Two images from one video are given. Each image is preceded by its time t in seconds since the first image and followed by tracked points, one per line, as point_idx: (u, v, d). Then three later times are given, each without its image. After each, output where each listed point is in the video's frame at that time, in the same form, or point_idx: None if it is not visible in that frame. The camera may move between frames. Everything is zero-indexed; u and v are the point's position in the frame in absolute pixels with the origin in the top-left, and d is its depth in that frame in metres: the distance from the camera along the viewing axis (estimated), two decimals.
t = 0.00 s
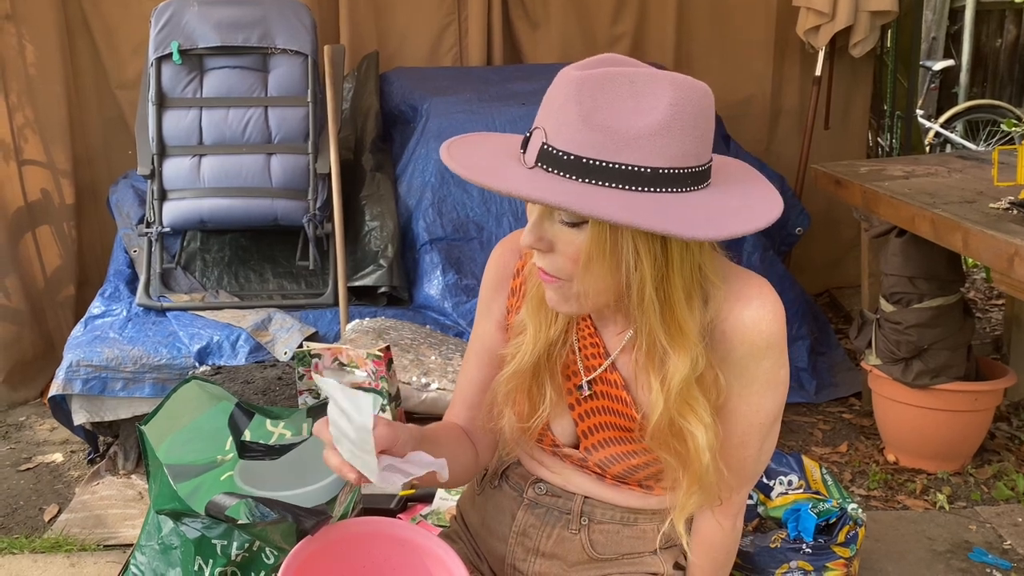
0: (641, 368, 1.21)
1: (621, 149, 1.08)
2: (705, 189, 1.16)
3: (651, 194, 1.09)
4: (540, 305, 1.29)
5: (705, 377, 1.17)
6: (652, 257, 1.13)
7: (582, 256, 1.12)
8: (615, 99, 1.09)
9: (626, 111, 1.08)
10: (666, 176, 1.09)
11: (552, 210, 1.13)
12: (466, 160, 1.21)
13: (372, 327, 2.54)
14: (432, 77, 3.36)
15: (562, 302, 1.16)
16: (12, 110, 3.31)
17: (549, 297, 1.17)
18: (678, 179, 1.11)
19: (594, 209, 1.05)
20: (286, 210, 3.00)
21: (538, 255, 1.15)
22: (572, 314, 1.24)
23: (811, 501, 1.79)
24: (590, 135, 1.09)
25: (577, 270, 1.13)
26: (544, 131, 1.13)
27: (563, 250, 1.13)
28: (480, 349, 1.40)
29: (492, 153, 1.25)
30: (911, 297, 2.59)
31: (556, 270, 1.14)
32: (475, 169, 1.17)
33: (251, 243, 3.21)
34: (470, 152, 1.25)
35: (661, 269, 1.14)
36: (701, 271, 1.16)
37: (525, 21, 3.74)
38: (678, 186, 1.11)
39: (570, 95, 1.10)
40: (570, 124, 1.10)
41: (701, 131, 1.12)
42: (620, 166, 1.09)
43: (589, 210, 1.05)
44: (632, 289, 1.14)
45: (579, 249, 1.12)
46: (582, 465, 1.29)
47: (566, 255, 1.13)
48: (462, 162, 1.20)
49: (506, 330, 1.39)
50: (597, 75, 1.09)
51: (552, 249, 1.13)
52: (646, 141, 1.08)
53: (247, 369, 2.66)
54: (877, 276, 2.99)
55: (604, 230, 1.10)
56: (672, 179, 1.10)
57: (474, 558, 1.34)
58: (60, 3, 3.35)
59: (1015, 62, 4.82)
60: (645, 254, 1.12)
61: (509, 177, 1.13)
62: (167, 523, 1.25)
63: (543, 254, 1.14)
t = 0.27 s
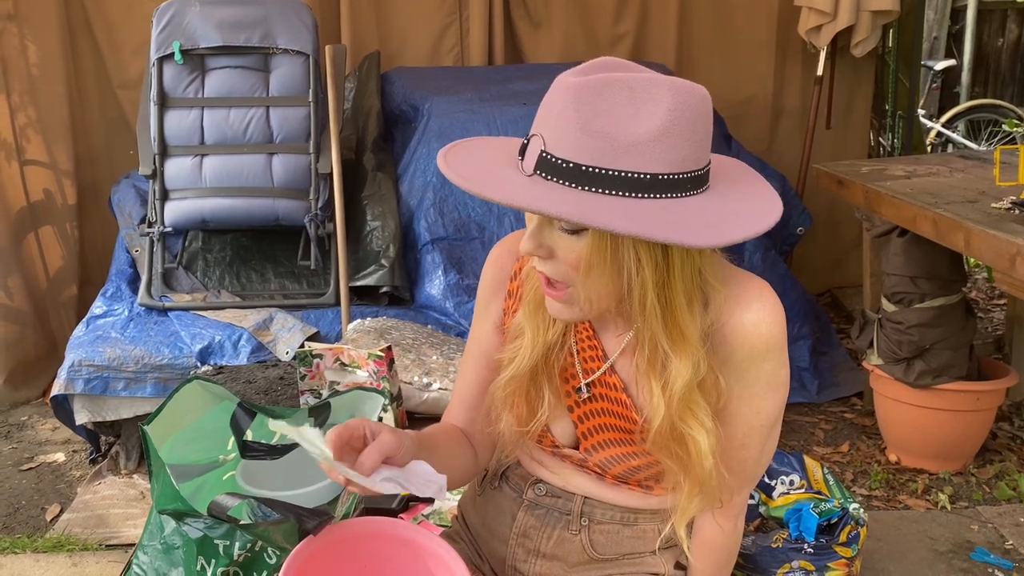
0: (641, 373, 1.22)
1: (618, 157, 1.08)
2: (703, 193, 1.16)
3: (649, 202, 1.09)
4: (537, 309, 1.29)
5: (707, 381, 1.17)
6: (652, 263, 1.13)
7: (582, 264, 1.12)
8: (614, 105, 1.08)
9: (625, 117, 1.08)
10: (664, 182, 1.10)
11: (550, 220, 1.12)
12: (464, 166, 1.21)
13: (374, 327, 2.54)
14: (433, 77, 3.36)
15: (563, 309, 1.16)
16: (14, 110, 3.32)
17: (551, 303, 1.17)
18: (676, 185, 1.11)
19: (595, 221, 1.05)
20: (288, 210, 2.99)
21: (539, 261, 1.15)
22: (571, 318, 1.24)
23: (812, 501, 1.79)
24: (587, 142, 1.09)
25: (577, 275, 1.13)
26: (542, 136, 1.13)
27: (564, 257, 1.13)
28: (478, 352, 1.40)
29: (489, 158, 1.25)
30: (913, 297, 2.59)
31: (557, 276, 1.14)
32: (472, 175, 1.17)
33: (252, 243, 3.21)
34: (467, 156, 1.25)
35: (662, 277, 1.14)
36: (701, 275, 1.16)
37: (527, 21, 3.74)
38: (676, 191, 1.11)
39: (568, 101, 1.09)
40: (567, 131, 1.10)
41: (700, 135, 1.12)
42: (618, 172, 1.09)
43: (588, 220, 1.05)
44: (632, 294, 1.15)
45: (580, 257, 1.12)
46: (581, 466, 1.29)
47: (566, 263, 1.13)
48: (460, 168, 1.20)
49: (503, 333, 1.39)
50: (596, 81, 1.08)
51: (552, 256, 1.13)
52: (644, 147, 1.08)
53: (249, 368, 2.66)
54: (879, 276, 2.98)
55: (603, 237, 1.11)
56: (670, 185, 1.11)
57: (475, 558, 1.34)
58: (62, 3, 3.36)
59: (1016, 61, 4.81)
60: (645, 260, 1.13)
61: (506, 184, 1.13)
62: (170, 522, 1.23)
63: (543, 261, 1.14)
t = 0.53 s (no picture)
0: (640, 373, 1.22)
1: (620, 151, 1.08)
2: (704, 191, 1.16)
3: (650, 195, 1.09)
4: (537, 310, 1.29)
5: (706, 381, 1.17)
6: (653, 259, 1.13)
7: (583, 260, 1.12)
8: (617, 100, 1.08)
9: (628, 112, 1.08)
10: (665, 178, 1.09)
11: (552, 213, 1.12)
12: (465, 160, 1.21)
13: (376, 327, 2.54)
14: (435, 77, 3.36)
15: (563, 308, 1.17)
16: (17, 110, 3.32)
17: (551, 303, 1.18)
18: (678, 181, 1.11)
19: (595, 210, 1.05)
20: (290, 210, 3.00)
21: (537, 257, 1.15)
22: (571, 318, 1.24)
23: (815, 501, 1.79)
24: (589, 136, 1.09)
25: (579, 273, 1.13)
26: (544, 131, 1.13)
27: (564, 252, 1.13)
28: (478, 353, 1.40)
29: (490, 154, 1.25)
30: (914, 296, 2.59)
31: (557, 272, 1.14)
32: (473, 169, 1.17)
33: (254, 243, 3.22)
34: (468, 152, 1.25)
35: (662, 272, 1.14)
36: (701, 275, 1.16)
37: (528, 21, 3.74)
38: (678, 188, 1.11)
39: (571, 96, 1.10)
40: (570, 124, 1.10)
41: (701, 132, 1.12)
42: (619, 167, 1.09)
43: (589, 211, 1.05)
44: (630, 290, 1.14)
45: (580, 252, 1.12)
46: (582, 468, 1.30)
47: (568, 258, 1.13)
48: (461, 163, 1.19)
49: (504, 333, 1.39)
50: (599, 76, 1.08)
51: (552, 251, 1.13)
52: (645, 143, 1.08)
53: (251, 368, 2.66)
54: (881, 276, 2.98)
55: (604, 233, 1.10)
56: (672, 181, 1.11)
57: (478, 557, 1.35)
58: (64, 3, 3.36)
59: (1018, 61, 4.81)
60: (646, 258, 1.12)
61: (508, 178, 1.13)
62: (174, 522, 1.23)
63: (543, 256, 1.14)
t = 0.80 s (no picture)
0: (645, 370, 1.22)
1: (622, 154, 1.09)
2: (709, 189, 1.16)
3: (654, 195, 1.09)
4: (545, 311, 1.29)
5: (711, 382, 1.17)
6: (659, 259, 1.13)
7: (587, 263, 1.12)
8: (616, 103, 1.09)
9: (628, 116, 1.08)
10: (668, 179, 1.09)
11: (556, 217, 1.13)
12: (467, 169, 1.22)
13: (378, 327, 2.54)
14: (436, 77, 3.36)
15: (567, 307, 1.16)
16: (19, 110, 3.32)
17: (555, 304, 1.17)
18: (682, 180, 1.11)
19: (600, 215, 1.05)
20: (292, 210, 3.00)
21: (544, 262, 1.16)
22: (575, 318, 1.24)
23: (816, 501, 1.79)
24: (590, 141, 1.09)
25: (584, 274, 1.13)
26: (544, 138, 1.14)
27: (570, 256, 1.13)
28: (485, 353, 1.40)
29: (493, 161, 1.26)
30: (916, 297, 2.59)
31: (563, 275, 1.14)
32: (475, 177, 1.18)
33: (256, 243, 3.22)
34: (471, 160, 1.26)
35: (668, 270, 1.14)
36: (706, 274, 1.16)
37: (530, 22, 3.74)
38: (682, 187, 1.11)
39: (569, 101, 1.10)
40: (569, 129, 1.10)
41: (703, 132, 1.12)
42: (621, 170, 1.09)
43: (591, 216, 1.06)
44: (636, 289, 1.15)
45: (586, 256, 1.12)
46: (586, 468, 1.30)
47: (573, 262, 1.13)
48: (463, 172, 1.20)
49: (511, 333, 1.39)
50: (597, 80, 1.09)
51: (559, 255, 1.14)
52: (647, 143, 1.08)
53: (253, 368, 2.67)
54: (882, 276, 2.98)
55: (610, 234, 1.11)
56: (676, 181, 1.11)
57: (480, 558, 1.34)
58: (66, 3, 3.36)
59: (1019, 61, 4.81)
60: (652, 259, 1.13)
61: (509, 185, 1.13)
62: (178, 523, 1.25)
63: (549, 261, 1.15)
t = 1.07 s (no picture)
0: (649, 367, 1.22)
1: (633, 145, 1.09)
2: (716, 187, 1.16)
3: (663, 188, 1.09)
4: (550, 308, 1.29)
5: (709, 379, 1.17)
6: (665, 256, 1.13)
7: (592, 255, 1.12)
8: (629, 94, 1.09)
9: (641, 108, 1.09)
10: (678, 173, 1.10)
11: (564, 204, 1.13)
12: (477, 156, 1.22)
13: (379, 327, 2.54)
14: (437, 77, 3.36)
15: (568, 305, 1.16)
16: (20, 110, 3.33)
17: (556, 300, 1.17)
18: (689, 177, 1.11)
19: (611, 203, 1.05)
20: (293, 210, 2.99)
21: (548, 255, 1.14)
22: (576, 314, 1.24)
23: (817, 501, 1.79)
24: (603, 131, 1.09)
25: (588, 270, 1.13)
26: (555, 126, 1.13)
27: (575, 248, 1.13)
28: (490, 351, 1.40)
29: (503, 150, 1.25)
30: (917, 297, 2.59)
31: (565, 269, 1.14)
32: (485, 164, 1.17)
33: (257, 243, 3.22)
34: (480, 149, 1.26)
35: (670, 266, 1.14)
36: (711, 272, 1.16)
37: (531, 22, 3.74)
38: (690, 183, 1.11)
39: (584, 91, 1.10)
40: (582, 119, 1.10)
41: (713, 129, 1.13)
42: (632, 160, 1.09)
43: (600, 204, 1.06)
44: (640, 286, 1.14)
45: (592, 247, 1.12)
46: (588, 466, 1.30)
47: (576, 253, 1.13)
48: (473, 157, 1.20)
49: (516, 330, 1.39)
50: (612, 71, 1.09)
51: (564, 246, 1.13)
52: (658, 136, 1.08)
53: (254, 368, 2.65)
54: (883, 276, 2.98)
55: (617, 227, 1.11)
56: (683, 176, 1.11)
57: (482, 557, 1.34)
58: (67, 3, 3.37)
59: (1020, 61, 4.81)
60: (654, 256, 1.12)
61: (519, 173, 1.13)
62: (179, 522, 1.25)
63: (553, 253, 1.14)
